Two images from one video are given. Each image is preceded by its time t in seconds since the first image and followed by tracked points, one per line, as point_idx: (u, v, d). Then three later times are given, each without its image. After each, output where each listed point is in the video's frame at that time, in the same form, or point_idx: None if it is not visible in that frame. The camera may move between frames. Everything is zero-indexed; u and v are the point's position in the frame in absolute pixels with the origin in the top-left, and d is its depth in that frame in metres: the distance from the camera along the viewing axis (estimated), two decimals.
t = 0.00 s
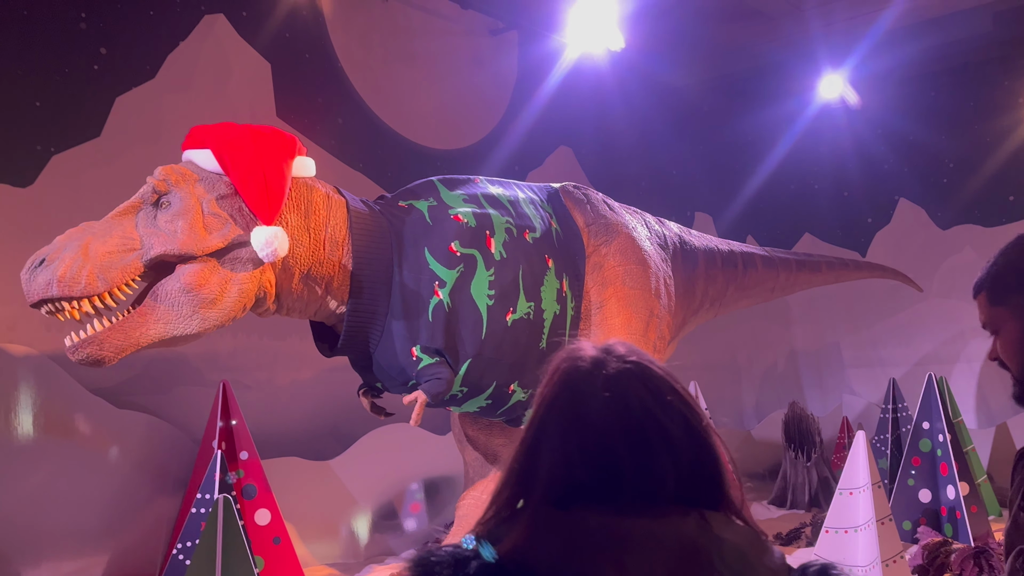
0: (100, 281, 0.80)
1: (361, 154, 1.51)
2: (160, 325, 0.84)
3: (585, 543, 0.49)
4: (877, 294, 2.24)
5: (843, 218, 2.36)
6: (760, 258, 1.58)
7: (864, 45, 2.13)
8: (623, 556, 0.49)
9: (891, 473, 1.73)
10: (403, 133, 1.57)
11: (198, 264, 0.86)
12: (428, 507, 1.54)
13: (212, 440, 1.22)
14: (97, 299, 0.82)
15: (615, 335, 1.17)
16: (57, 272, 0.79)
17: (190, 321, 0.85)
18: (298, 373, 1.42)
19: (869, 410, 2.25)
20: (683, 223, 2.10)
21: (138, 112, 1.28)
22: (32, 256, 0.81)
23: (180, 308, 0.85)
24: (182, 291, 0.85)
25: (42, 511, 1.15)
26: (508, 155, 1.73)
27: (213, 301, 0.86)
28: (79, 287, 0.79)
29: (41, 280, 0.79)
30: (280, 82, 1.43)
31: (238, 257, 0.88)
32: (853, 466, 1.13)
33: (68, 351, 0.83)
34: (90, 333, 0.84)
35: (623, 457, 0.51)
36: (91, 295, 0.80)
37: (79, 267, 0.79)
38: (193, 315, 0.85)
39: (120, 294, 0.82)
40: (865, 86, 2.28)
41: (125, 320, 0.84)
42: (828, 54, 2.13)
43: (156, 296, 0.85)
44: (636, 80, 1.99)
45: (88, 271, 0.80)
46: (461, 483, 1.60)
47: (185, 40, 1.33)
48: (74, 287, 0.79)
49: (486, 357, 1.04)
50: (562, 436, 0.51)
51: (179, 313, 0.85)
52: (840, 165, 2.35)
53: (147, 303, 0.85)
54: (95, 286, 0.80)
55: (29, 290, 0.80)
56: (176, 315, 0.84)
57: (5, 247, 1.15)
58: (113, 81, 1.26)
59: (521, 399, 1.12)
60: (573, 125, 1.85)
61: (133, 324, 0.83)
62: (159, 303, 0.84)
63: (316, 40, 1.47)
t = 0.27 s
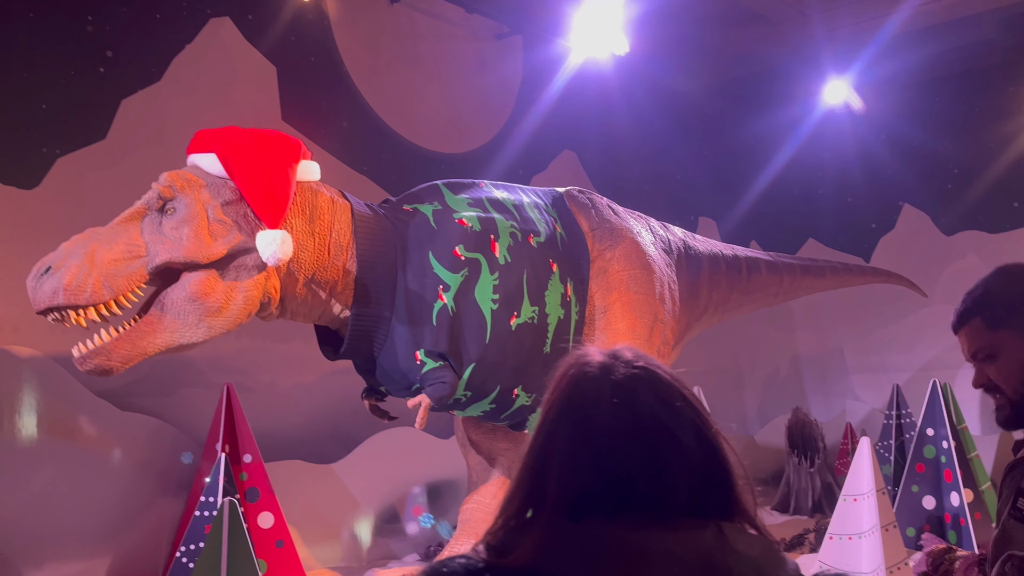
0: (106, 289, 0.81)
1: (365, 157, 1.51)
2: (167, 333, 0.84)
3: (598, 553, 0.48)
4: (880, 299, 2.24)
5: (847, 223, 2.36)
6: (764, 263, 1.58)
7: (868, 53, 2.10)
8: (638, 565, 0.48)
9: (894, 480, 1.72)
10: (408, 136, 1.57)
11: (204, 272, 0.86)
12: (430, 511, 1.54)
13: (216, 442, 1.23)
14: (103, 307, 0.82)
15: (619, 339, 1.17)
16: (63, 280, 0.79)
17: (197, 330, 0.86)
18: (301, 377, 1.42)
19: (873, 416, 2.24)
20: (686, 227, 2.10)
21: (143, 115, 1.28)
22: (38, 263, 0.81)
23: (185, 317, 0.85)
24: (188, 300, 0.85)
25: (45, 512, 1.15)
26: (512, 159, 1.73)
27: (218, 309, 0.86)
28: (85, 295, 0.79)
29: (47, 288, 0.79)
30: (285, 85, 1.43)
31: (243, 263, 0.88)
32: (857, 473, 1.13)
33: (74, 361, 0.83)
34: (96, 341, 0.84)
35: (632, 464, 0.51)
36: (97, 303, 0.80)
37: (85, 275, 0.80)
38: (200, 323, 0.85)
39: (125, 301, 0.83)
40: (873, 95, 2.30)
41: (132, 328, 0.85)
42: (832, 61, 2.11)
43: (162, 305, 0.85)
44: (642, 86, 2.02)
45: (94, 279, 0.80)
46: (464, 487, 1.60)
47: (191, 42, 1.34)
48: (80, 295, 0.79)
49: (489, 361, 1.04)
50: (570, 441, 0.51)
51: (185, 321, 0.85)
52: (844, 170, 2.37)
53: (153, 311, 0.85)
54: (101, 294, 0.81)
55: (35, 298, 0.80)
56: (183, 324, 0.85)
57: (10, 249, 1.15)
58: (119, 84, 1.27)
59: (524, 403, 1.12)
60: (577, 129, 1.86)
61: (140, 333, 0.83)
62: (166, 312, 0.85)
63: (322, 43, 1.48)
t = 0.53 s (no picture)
0: (118, 305, 0.82)
1: (373, 160, 1.51)
2: (181, 347, 0.86)
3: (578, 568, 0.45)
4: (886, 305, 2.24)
5: (853, 229, 2.34)
6: (771, 268, 1.58)
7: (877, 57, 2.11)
8: None
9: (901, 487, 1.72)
10: (415, 140, 1.58)
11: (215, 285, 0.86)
12: (435, 514, 1.54)
13: (222, 445, 1.22)
14: (116, 323, 0.83)
15: (625, 345, 1.17)
16: (75, 297, 0.80)
17: (210, 342, 0.87)
18: (307, 379, 1.42)
19: (880, 423, 2.23)
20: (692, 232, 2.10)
21: (152, 118, 1.29)
22: (50, 280, 0.82)
23: (198, 330, 0.86)
24: (200, 313, 0.85)
25: (51, 513, 1.15)
26: (519, 163, 1.73)
27: (230, 321, 0.87)
28: (98, 313, 0.80)
29: (60, 306, 0.80)
30: (294, 88, 1.43)
31: (253, 273, 0.89)
32: (863, 480, 1.12)
33: (92, 378, 0.85)
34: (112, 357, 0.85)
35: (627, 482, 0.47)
36: (110, 319, 0.81)
37: (97, 293, 0.81)
38: (212, 336, 0.86)
39: (138, 316, 0.84)
40: (881, 98, 2.28)
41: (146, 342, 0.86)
42: (840, 67, 2.12)
43: (175, 318, 0.86)
44: (649, 91, 2.02)
45: (106, 296, 0.81)
46: (469, 491, 1.60)
47: (200, 45, 1.34)
48: (92, 313, 0.80)
49: (497, 366, 1.04)
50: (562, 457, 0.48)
51: (199, 334, 0.86)
52: (851, 175, 2.36)
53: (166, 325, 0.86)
54: (114, 310, 0.81)
55: (50, 314, 0.81)
56: (196, 337, 0.86)
57: (20, 250, 1.16)
58: (128, 86, 1.27)
59: (530, 408, 1.12)
60: (585, 133, 1.86)
61: (155, 348, 0.85)
62: (179, 326, 0.85)
63: (330, 47, 1.48)
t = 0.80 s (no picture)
0: (133, 328, 0.82)
1: (378, 162, 1.51)
2: (199, 364, 0.86)
3: None
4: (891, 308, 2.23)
5: (858, 232, 2.34)
6: (776, 271, 1.58)
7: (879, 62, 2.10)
8: None
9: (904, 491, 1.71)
10: (420, 142, 1.58)
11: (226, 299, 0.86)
12: (438, 515, 1.54)
13: (226, 446, 1.22)
14: (132, 345, 0.83)
15: (629, 348, 1.17)
16: (90, 324, 0.80)
17: (227, 356, 0.87)
18: (311, 381, 1.42)
19: (881, 426, 2.22)
20: (696, 234, 2.10)
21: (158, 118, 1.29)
22: (63, 308, 0.81)
23: (214, 346, 0.86)
24: (215, 329, 0.85)
25: (56, 514, 1.16)
26: (525, 165, 1.74)
27: (246, 335, 0.87)
28: (115, 338, 0.81)
29: (77, 334, 0.80)
30: (299, 89, 1.43)
31: (262, 283, 0.89)
32: (868, 485, 1.13)
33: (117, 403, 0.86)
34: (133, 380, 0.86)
35: (611, 504, 0.45)
36: (127, 342, 0.82)
37: (111, 317, 0.81)
38: (229, 349, 0.87)
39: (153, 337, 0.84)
40: (886, 102, 2.30)
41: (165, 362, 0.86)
42: (844, 69, 2.09)
43: (190, 335, 0.86)
44: (654, 91, 2.05)
45: (120, 321, 0.81)
46: (472, 492, 1.60)
47: (206, 46, 1.34)
48: (109, 338, 0.80)
49: (501, 369, 1.04)
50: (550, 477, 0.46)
51: (216, 350, 0.86)
52: (856, 178, 2.36)
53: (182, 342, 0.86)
54: (129, 334, 0.82)
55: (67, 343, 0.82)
56: (212, 353, 0.86)
57: (26, 250, 1.16)
58: (134, 87, 1.27)
59: (535, 412, 1.12)
60: (590, 135, 1.88)
61: (174, 367, 0.85)
62: (195, 342, 0.86)
63: (336, 48, 1.48)
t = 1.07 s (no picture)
0: (138, 337, 0.79)
1: (382, 164, 1.51)
2: (205, 372, 0.84)
3: None
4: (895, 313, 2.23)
5: (862, 234, 2.34)
6: (781, 277, 1.58)
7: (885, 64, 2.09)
8: None
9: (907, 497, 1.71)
10: (425, 144, 1.57)
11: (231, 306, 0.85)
12: (439, 517, 1.54)
13: (228, 449, 1.22)
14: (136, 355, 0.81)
15: (633, 354, 1.16)
16: (94, 334, 0.78)
17: (232, 364, 0.85)
18: (313, 384, 1.42)
19: (886, 431, 2.22)
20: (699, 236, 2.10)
21: (162, 121, 1.29)
22: (66, 319, 0.79)
23: (220, 354, 0.84)
24: (219, 336, 0.83)
25: (59, 516, 1.16)
26: (529, 168, 1.74)
27: (251, 341, 0.85)
28: (120, 347, 0.78)
29: (82, 345, 0.78)
30: (304, 91, 1.43)
31: (266, 290, 0.87)
32: (871, 493, 1.12)
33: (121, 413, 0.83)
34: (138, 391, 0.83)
35: (609, 538, 0.42)
36: (132, 351, 0.79)
37: (116, 327, 0.78)
38: (234, 357, 0.85)
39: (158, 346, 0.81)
40: (892, 104, 2.29)
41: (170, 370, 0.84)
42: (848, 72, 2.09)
43: (194, 343, 0.84)
44: (660, 93, 2.04)
45: (125, 330, 0.79)
46: (473, 496, 1.60)
47: (211, 48, 1.34)
48: (114, 348, 0.78)
49: (504, 375, 1.03)
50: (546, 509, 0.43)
51: (221, 358, 0.84)
52: (862, 181, 2.35)
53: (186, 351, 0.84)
54: (134, 343, 0.79)
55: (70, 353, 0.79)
56: (218, 361, 0.84)
57: (29, 252, 1.16)
58: (139, 89, 1.27)
59: (537, 418, 1.11)
60: (595, 138, 1.88)
61: (179, 375, 0.83)
62: (200, 350, 0.83)
63: (341, 50, 1.48)
